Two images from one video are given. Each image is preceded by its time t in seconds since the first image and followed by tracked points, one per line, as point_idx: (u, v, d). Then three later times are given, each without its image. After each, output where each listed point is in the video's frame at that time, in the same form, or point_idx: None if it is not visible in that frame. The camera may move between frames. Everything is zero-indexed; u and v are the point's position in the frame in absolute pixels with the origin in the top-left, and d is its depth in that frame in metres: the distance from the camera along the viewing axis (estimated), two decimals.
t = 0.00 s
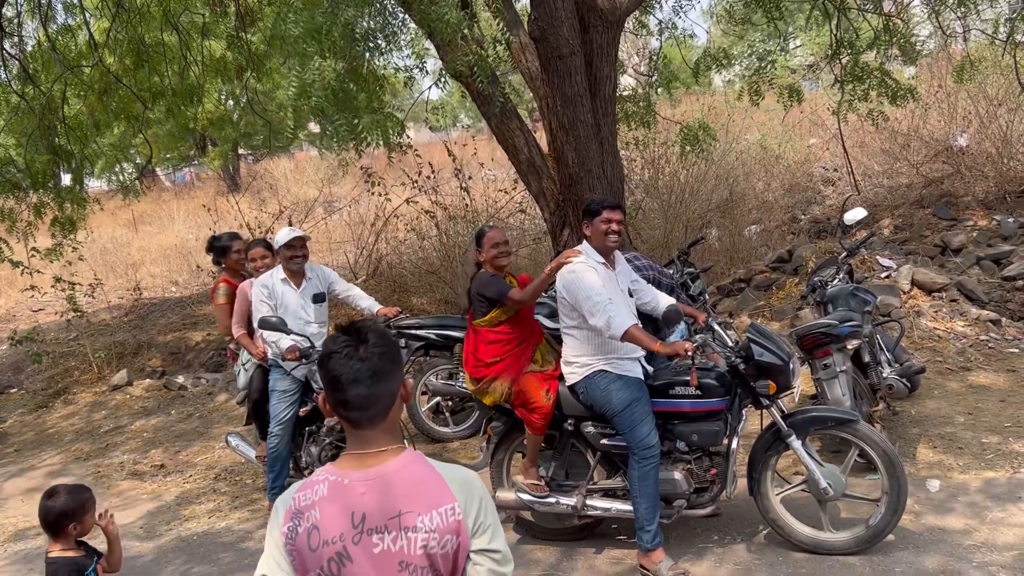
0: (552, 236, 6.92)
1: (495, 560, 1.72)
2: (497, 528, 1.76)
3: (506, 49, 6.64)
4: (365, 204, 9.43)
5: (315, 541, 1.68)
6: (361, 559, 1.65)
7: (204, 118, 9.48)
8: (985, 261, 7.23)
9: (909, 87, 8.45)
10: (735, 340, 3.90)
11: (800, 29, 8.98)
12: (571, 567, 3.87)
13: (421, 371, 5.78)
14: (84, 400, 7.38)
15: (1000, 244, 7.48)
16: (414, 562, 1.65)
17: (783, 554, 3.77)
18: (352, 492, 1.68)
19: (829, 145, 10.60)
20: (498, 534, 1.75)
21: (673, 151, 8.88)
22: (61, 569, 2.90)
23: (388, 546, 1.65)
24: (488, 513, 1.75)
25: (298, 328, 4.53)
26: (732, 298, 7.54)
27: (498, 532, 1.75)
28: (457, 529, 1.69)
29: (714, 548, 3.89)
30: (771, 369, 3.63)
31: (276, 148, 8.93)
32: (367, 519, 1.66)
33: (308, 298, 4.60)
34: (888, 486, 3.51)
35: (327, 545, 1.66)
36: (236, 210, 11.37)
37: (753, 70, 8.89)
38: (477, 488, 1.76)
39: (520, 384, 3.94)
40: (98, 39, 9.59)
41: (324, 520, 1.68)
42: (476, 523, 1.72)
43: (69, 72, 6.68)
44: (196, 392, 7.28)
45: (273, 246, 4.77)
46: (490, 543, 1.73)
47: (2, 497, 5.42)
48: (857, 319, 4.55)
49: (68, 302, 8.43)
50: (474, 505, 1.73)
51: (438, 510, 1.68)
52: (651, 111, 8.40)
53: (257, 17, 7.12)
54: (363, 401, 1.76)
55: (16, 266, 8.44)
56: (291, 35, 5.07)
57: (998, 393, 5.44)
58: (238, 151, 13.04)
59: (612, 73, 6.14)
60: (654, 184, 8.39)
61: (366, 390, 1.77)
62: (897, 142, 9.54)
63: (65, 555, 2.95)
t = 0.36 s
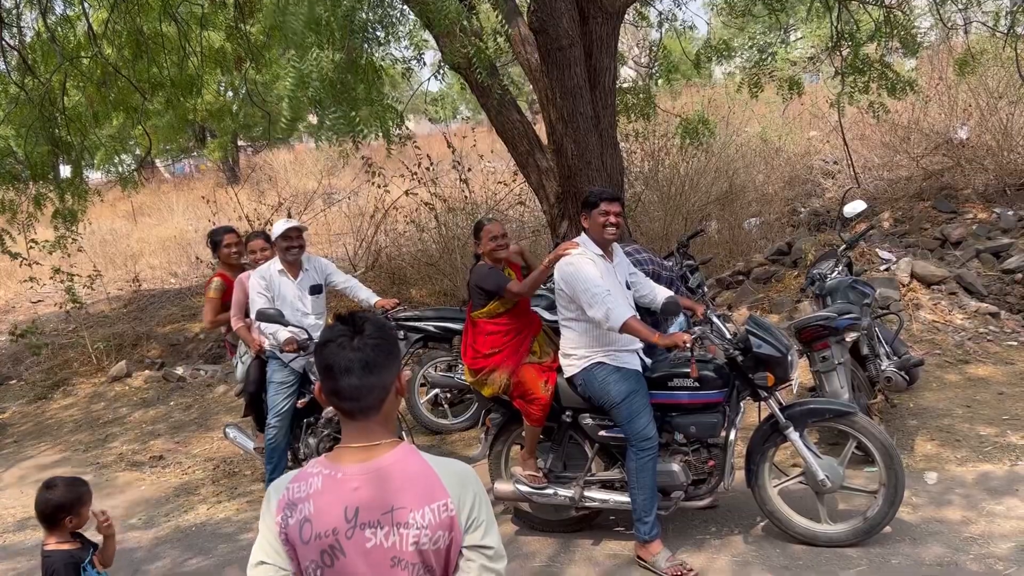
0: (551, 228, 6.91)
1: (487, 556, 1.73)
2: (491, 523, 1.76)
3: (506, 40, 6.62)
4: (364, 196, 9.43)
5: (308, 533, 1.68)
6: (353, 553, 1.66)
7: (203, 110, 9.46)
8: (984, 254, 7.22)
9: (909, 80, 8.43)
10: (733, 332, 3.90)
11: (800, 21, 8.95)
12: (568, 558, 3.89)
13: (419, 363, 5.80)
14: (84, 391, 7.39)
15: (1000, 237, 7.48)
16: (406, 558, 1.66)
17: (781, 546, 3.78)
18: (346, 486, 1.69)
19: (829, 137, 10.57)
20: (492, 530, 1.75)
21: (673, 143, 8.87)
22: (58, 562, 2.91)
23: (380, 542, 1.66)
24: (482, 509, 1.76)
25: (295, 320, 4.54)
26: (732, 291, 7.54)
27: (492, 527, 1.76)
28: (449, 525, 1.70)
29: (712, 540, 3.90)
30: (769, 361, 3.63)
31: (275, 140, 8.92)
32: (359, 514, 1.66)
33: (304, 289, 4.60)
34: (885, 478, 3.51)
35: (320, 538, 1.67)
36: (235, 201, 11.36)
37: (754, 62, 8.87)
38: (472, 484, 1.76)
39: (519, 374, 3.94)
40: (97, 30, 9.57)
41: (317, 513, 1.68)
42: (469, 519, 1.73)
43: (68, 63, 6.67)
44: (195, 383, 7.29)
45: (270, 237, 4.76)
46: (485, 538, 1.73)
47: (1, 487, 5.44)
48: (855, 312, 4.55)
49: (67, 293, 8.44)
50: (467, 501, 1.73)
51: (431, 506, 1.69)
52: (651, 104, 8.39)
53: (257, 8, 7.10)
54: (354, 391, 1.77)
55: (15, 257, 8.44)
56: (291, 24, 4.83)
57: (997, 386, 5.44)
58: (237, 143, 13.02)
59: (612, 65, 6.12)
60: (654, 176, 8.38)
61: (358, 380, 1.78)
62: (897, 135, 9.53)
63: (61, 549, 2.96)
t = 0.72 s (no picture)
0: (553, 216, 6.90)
1: (489, 550, 1.72)
2: (495, 517, 1.75)
3: (508, 28, 6.59)
4: (366, 184, 9.41)
5: (313, 521, 1.70)
6: (358, 542, 1.67)
7: (205, 97, 9.44)
8: (987, 244, 7.21)
9: (913, 68, 8.39)
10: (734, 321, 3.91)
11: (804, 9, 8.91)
12: (569, 545, 3.91)
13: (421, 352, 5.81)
14: (86, 378, 7.41)
15: (1003, 226, 7.47)
16: (410, 548, 1.67)
17: (781, 534, 3.80)
18: (352, 474, 1.70)
19: (832, 126, 10.54)
20: (494, 524, 1.74)
21: (675, 131, 8.84)
22: (59, 551, 2.77)
23: (386, 531, 1.67)
24: (487, 502, 1.74)
25: (296, 308, 4.56)
26: (734, 280, 7.54)
27: (495, 521, 1.74)
28: (453, 517, 1.70)
29: (712, 528, 3.92)
30: (770, 351, 3.65)
31: (276, 127, 8.91)
32: (366, 503, 1.67)
33: (305, 277, 4.61)
34: (886, 467, 3.52)
35: (326, 527, 1.69)
36: (237, 189, 11.36)
37: (757, 50, 8.84)
38: (478, 476, 1.74)
39: (519, 364, 3.94)
40: (97, 17, 9.54)
41: (322, 501, 1.69)
42: (473, 512, 1.71)
43: (70, 50, 6.65)
44: (197, 371, 7.31)
45: (271, 225, 4.76)
46: (487, 532, 1.72)
47: (3, 473, 5.46)
48: (857, 302, 4.54)
49: (69, 280, 8.45)
50: (471, 494, 1.71)
51: (436, 498, 1.69)
52: (654, 92, 8.37)
53: None
54: (365, 379, 1.76)
55: (17, 245, 8.45)
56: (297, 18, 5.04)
57: (998, 376, 5.45)
58: (239, 131, 13.00)
59: (614, 53, 6.08)
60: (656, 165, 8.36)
61: (369, 369, 1.77)
62: (901, 124, 9.50)
63: (61, 536, 2.82)
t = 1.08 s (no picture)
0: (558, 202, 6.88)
1: (495, 535, 1.72)
2: (503, 503, 1.74)
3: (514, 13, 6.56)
4: (371, 170, 9.40)
5: (321, 505, 1.71)
6: (365, 526, 1.68)
7: (209, 83, 9.42)
8: (994, 232, 7.17)
9: (921, 55, 8.33)
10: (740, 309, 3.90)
11: None
12: (574, 531, 3.92)
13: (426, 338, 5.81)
14: (92, 363, 7.44)
15: (1010, 214, 7.43)
16: (416, 533, 1.67)
17: (786, 520, 3.81)
18: (359, 459, 1.70)
19: (838, 113, 10.48)
20: (502, 510, 1.73)
21: (681, 118, 8.80)
22: (64, 534, 2.78)
23: (392, 516, 1.67)
24: (495, 488, 1.74)
25: (304, 294, 4.56)
26: (739, 268, 7.53)
27: (503, 507, 1.74)
28: (460, 503, 1.69)
29: (716, 514, 3.93)
30: (775, 339, 3.64)
31: (281, 113, 8.90)
32: (373, 487, 1.68)
33: (313, 264, 4.62)
34: (891, 455, 3.52)
35: (332, 511, 1.69)
36: (242, 175, 11.35)
37: (764, 36, 8.78)
38: (487, 461, 1.75)
39: (526, 351, 3.90)
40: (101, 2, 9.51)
41: (329, 485, 1.70)
42: (480, 498, 1.71)
43: (74, 34, 6.64)
44: (203, 356, 7.33)
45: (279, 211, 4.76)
46: (495, 518, 1.72)
47: (10, 457, 5.49)
48: (864, 289, 4.52)
49: (74, 266, 8.46)
50: (479, 479, 1.71)
51: (442, 484, 1.69)
52: (660, 79, 8.33)
53: None
54: (375, 364, 1.76)
55: (22, 231, 8.47)
56: None
57: (1004, 364, 5.44)
58: (243, 117, 12.98)
59: (621, 38, 6.05)
60: (662, 151, 8.33)
61: (380, 355, 1.77)
62: (908, 111, 9.45)
63: (66, 519, 2.82)
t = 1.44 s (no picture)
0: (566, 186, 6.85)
1: (503, 518, 1.70)
2: (512, 484, 1.72)
3: None
4: (377, 153, 9.37)
5: (332, 485, 1.71)
6: (376, 506, 1.68)
7: (216, 67, 9.39)
8: (1004, 217, 7.13)
9: (932, 39, 8.25)
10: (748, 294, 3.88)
11: None
12: (581, 514, 3.93)
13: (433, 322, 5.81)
14: (99, 346, 7.47)
15: (1020, 200, 7.38)
16: (426, 513, 1.67)
17: (793, 505, 3.81)
18: (370, 439, 1.70)
19: (848, 98, 10.41)
20: (511, 492, 1.71)
21: (689, 102, 8.75)
22: (72, 513, 2.79)
23: (402, 496, 1.67)
24: (505, 470, 1.72)
25: (313, 278, 4.57)
26: (747, 253, 7.51)
27: (513, 489, 1.72)
28: (469, 484, 1.69)
29: (723, 498, 3.94)
30: (784, 324, 3.62)
31: (287, 97, 8.87)
32: (383, 467, 1.68)
33: (322, 247, 4.61)
34: (900, 440, 3.51)
35: (344, 490, 1.70)
36: (248, 159, 11.34)
37: (773, 20, 8.70)
38: (496, 443, 1.73)
39: (534, 335, 3.90)
40: None
41: (341, 465, 1.71)
42: (489, 480, 1.70)
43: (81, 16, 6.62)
44: (210, 339, 7.35)
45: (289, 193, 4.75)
46: (502, 500, 1.70)
47: (19, 438, 5.53)
48: (873, 274, 4.50)
49: (81, 249, 8.48)
50: (488, 460, 1.70)
51: (452, 464, 1.68)
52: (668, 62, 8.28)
53: None
54: (384, 344, 1.76)
55: (30, 214, 8.48)
56: None
57: (1013, 350, 5.42)
58: (249, 101, 12.95)
59: (630, 20, 5.99)
60: (670, 135, 8.29)
61: (389, 334, 1.76)
62: (918, 95, 9.38)
63: (75, 498, 2.83)
